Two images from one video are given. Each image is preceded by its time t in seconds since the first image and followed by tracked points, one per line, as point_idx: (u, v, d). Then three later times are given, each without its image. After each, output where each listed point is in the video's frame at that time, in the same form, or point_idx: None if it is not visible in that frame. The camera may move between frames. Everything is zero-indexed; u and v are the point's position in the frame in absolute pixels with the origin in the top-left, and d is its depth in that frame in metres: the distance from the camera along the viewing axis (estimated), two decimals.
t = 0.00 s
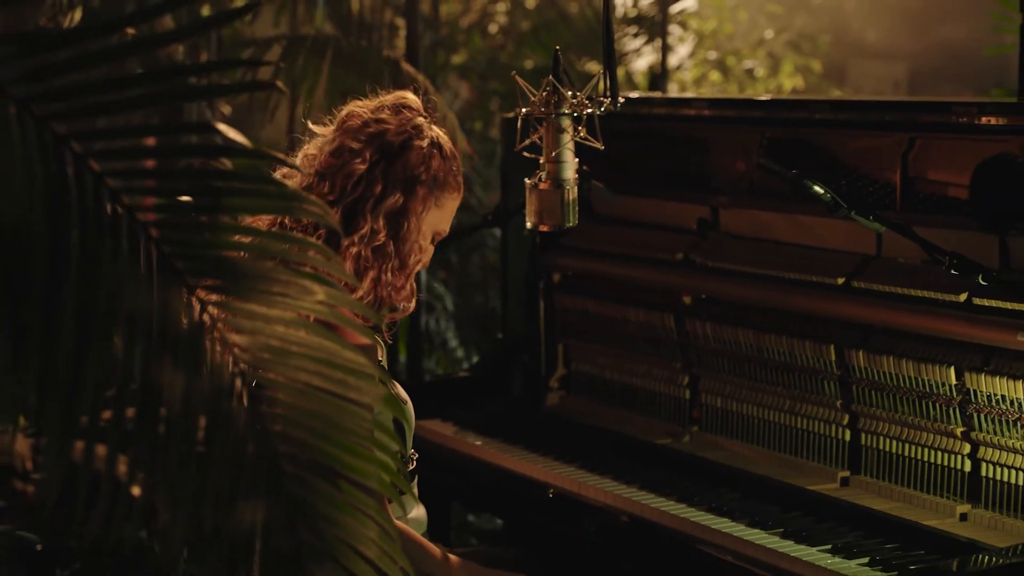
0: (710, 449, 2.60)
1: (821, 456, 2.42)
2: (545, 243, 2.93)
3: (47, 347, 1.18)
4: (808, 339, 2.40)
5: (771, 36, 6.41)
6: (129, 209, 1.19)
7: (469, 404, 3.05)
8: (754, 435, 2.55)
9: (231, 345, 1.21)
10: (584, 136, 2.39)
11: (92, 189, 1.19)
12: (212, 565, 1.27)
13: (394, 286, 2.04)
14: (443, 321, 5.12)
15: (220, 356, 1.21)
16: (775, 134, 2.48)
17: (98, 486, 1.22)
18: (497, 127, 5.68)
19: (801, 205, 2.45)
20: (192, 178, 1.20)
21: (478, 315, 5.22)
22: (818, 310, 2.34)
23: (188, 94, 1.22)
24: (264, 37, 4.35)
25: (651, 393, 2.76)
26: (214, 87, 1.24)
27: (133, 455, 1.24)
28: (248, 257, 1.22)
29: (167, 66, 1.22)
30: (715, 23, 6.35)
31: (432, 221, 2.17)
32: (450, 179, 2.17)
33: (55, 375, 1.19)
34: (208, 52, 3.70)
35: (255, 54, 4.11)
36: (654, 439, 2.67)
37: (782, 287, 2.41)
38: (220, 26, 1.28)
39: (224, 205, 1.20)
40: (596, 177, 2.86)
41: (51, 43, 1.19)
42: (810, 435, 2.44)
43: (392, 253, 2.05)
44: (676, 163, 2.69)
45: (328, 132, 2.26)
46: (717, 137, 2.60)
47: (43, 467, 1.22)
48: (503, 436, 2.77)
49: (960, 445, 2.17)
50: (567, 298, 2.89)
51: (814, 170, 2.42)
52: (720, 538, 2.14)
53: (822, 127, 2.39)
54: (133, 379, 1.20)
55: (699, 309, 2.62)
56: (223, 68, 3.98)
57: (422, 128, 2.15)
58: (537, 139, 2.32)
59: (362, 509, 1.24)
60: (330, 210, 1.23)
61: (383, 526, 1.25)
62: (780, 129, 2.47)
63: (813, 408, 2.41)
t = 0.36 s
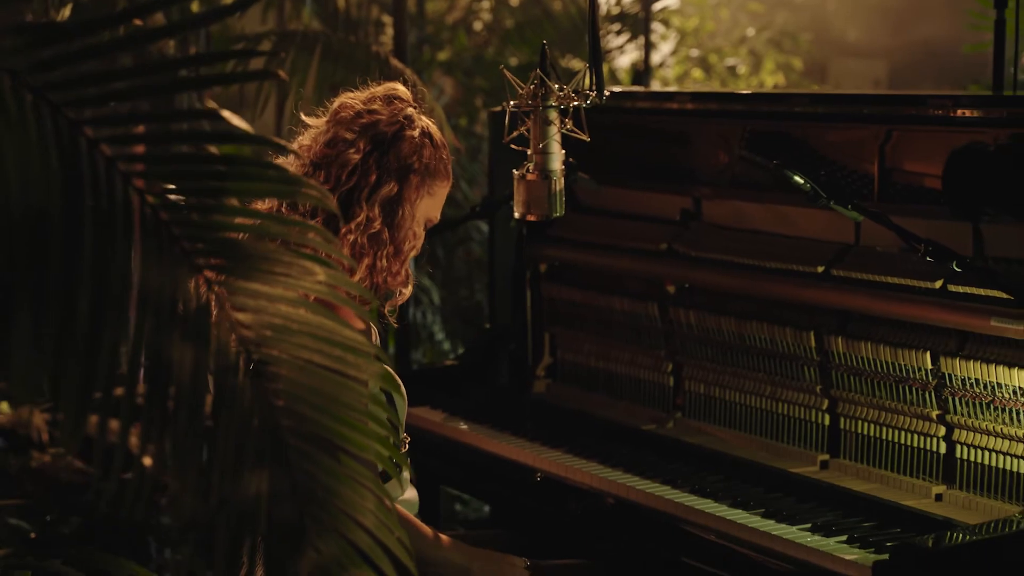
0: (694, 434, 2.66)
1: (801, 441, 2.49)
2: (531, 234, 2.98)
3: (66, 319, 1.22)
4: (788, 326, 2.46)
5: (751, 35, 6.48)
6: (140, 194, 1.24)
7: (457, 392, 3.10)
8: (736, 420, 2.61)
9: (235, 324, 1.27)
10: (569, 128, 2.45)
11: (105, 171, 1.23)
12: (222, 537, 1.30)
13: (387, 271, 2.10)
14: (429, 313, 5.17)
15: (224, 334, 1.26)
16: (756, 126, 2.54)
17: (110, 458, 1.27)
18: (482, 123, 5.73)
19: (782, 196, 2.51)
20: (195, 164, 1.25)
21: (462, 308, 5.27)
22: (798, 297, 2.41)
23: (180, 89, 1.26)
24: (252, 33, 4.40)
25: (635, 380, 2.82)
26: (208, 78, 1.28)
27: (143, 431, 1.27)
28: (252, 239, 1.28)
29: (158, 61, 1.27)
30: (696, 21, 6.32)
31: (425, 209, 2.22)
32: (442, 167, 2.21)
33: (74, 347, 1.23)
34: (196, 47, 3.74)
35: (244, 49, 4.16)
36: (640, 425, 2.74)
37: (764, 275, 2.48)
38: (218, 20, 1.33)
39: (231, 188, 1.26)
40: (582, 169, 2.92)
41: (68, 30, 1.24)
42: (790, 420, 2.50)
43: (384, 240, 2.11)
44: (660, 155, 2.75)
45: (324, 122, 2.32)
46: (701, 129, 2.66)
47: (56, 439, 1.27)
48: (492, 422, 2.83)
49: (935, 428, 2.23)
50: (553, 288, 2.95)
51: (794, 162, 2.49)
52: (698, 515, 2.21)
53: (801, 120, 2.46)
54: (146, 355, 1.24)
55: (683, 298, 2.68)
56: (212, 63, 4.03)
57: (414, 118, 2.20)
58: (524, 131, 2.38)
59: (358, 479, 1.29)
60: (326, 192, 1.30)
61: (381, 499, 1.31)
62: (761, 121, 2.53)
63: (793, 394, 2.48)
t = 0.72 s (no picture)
0: (681, 425, 2.71)
1: (786, 431, 2.54)
2: (522, 230, 3.04)
3: (77, 301, 1.26)
4: (773, 319, 2.52)
5: (740, 34, 6.57)
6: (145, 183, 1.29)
7: (449, 384, 3.16)
8: (722, 411, 2.67)
9: (240, 311, 1.30)
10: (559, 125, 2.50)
11: (112, 163, 1.29)
12: (224, 524, 1.34)
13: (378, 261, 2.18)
14: (420, 310, 5.22)
15: (229, 319, 1.30)
16: (742, 124, 2.59)
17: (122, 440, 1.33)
18: (472, 121, 5.78)
19: (767, 192, 2.57)
20: (194, 158, 1.29)
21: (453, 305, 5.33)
22: (783, 291, 2.47)
23: (176, 85, 1.31)
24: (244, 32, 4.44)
25: (624, 373, 2.87)
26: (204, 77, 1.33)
27: (155, 415, 1.31)
28: (257, 230, 1.32)
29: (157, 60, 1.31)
30: (685, 20, 6.34)
31: (414, 198, 2.28)
32: (427, 156, 2.26)
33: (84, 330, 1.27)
34: (192, 47, 3.79)
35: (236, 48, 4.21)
36: (630, 417, 2.79)
37: (750, 270, 2.53)
38: (217, 20, 1.38)
39: (236, 179, 1.30)
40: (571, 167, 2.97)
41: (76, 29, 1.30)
42: (775, 410, 2.56)
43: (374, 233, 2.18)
44: (647, 153, 2.81)
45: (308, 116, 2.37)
46: (687, 127, 2.71)
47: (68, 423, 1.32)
48: (483, 414, 2.89)
49: (916, 417, 2.29)
50: (544, 283, 3.00)
51: (779, 160, 2.54)
52: (687, 502, 2.28)
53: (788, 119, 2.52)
54: (154, 342, 1.28)
55: (671, 292, 2.74)
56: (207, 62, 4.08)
57: (396, 111, 2.25)
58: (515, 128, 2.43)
59: (357, 462, 1.32)
60: (327, 186, 1.34)
61: (378, 483, 1.34)
62: (747, 119, 2.58)
63: (778, 384, 2.53)
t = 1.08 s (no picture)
0: (670, 421, 2.78)
1: (770, 427, 2.61)
2: (514, 232, 3.11)
3: (88, 298, 1.35)
4: (759, 318, 2.58)
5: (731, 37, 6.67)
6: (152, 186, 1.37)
7: (443, 382, 3.23)
8: (708, 408, 2.73)
9: (242, 310, 1.38)
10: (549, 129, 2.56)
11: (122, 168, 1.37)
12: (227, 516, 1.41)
13: (366, 261, 2.26)
14: (415, 310, 5.28)
15: (232, 316, 1.37)
16: (728, 128, 2.66)
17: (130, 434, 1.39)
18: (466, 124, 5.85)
19: (752, 195, 2.64)
20: (194, 162, 1.39)
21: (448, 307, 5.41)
22: (770, 291, 2.53)
23: (176, 94, 1.39)
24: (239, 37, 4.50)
25: (614, 371, 2.94)
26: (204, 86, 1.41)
27: (161, 408, 1.39)
28: (256, 231, 1.40)
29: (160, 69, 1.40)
30: (676, 25, 6.59)
31: (403, 197, 2.34)
32: (413, 155, 2.32)
33: (95, 326, 1.36)
34: (189, 53, 3.86)
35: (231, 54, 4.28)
36: (620, 414, 2.86)
37: (736, 271, 2.60)
38: (218, 31, 1.45)
39: (238, 183, 1.39)
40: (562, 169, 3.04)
41: (85, 44, 1.39)
42: (760, 407, 2.62)
43: (361, 235, 2.27)
44: (636, 157, 2.87)
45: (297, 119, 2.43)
46: (675, 131, 2.78)
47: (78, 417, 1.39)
48: (476, 412, 2.95)
49: (896, 413, 2.37)
50: (535, 284, 3.07)
51: (764, 163, 2.61)
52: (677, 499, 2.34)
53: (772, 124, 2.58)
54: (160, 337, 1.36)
55: (659, 292, 2.80)
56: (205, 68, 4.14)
57: (380, 113, 2.30)
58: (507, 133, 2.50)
59: (353, 453, 1.41)
60: (324, 188, 1.42)
61: (372, 474, 1.44)
62: (733, 123, 2.65)
63: (762, 382, 2.60)
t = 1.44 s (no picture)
0: (663, 417, 2.84)
1: (762, 423, 2.67)
2: (511, 232, 3.16)
3: (102, 299, 1.40)
4: (749, 317, 2.64)
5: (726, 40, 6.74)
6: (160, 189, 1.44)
7: (440, 380, 3.29)
8: (701, 404, 2.80)
9: (248, 307, 1.44)
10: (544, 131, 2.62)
11: (132, 172, 1.43)
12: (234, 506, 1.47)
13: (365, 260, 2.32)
14: (412, 309, 5.33)
15: (239, 313, 1.44)
16: (721, 131, 2.72)
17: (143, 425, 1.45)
18: (464, 126, 5.91)
19: (743, 196, 2.70)
20: (196, 165, 1.45)
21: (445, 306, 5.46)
22: (761, 290, 2.59)
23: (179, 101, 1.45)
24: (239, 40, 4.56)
25: (608, 368, 3.00)
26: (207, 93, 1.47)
27: (172, 401, 1.45)
28: (260, 231, 1.46)
29: (165, 77, 1.46)
30: (672, 28, 6.68)
31: (400, 196, 2.40)
32: (409, 156, 2.38)
33: (109, 323, 1.41)
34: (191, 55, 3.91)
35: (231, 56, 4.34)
36: (615, 411, 2.92)
37: (728, 270, 2.66)
38: (224, 39, 1.52)
39: (243, 185, 1.46)
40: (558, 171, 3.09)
41: (90, 52, 1.44)
42: (751, 403, 2.69)
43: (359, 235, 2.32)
44: (631, 158, 2.93)
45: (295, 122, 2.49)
46: (669, 134, 2.84)
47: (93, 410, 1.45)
48: (474, 408, 3.01)
49: (882, 409, 2.43)
50: (532, 283, 3.12)
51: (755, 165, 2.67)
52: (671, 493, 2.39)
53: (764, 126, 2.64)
54: (170, 334, 1.43)
55: (652, 292, 2.86)
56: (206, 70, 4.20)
57: (376, 115, 2.36)
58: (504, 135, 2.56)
59: (354, 444, 1.48)
60: (326, 190, 1.48)
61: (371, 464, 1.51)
62: (726, 126, 2.71)
63: (753, 378, 2.66)
